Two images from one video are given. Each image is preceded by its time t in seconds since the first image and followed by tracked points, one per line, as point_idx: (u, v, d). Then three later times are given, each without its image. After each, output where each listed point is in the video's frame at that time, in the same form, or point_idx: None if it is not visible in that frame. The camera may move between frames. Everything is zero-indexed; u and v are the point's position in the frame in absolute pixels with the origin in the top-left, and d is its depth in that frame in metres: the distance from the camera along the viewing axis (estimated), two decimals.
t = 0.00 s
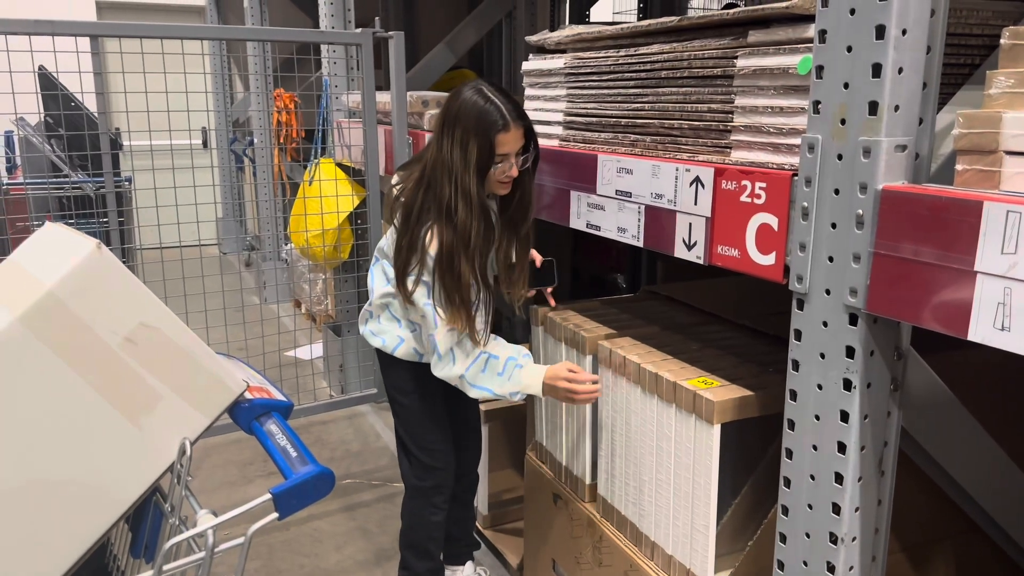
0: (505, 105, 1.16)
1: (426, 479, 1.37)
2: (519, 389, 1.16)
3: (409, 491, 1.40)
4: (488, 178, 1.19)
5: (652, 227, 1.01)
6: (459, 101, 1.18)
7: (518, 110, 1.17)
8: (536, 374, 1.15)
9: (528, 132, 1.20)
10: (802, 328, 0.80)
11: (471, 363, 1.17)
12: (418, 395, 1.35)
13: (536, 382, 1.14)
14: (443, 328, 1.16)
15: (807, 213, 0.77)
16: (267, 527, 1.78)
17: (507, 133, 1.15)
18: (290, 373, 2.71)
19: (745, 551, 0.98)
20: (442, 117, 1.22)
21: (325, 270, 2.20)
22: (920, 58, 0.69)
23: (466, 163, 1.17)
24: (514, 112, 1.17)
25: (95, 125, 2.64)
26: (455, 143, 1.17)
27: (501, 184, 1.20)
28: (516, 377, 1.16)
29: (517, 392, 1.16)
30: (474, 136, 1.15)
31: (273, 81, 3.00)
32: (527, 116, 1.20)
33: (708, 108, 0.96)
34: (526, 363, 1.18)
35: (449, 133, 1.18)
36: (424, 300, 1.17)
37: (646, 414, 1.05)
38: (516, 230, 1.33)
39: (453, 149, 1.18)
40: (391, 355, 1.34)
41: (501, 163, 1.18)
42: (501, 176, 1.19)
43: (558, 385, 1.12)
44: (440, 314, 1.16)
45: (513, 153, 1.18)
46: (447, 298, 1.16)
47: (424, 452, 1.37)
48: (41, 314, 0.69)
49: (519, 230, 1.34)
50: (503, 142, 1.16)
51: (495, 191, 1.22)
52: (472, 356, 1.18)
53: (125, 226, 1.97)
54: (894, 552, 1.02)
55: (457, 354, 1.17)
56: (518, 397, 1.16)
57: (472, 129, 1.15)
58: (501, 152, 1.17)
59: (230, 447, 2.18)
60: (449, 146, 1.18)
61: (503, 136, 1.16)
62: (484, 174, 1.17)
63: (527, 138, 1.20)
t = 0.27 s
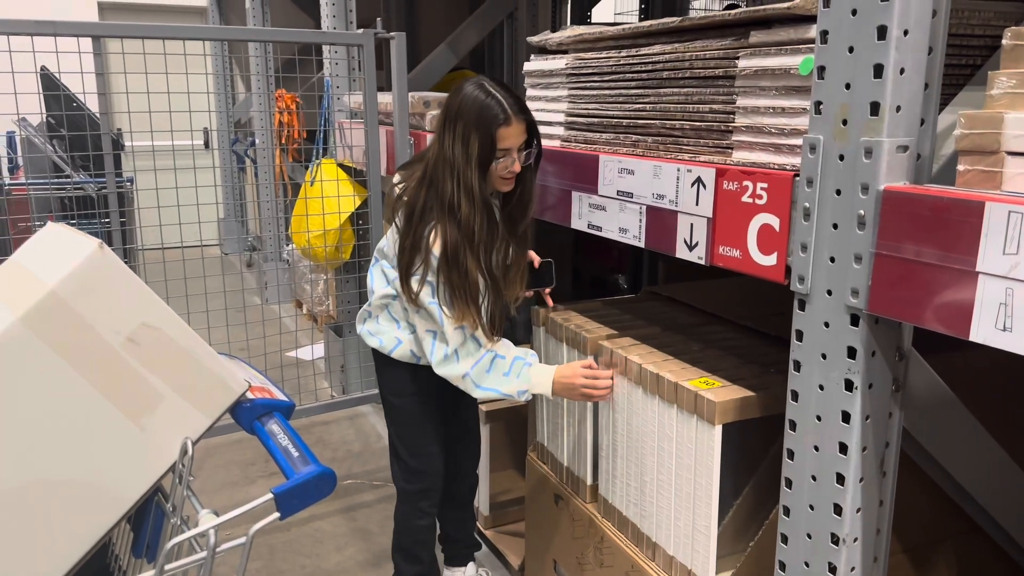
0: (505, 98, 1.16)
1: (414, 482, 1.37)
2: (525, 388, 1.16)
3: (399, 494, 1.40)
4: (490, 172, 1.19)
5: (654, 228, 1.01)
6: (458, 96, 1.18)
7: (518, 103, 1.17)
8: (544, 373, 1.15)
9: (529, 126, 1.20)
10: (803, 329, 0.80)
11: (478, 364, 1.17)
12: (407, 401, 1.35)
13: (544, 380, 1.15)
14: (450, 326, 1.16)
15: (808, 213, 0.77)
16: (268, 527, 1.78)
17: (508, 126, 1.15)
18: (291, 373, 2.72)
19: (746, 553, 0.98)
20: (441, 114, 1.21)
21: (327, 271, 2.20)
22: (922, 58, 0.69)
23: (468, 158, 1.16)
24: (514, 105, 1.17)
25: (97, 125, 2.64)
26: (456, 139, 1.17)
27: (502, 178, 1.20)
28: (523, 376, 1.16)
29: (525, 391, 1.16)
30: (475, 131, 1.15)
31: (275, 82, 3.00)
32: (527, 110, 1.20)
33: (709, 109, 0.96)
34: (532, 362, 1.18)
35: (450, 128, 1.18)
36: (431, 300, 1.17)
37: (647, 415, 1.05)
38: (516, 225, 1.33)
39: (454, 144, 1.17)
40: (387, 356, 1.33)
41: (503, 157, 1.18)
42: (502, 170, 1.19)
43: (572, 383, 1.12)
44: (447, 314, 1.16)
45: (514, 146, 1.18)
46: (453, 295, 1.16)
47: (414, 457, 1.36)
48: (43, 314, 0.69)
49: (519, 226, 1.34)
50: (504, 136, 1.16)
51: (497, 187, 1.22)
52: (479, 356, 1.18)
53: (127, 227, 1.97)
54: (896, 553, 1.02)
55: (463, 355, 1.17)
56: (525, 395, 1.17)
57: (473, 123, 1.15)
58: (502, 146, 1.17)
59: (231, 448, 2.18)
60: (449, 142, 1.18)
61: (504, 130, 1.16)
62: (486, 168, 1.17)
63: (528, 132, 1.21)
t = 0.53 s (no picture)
0: (517, 100, 1.15)
1: (406, 487, 1.37)
2: (527, 384, 1.15)
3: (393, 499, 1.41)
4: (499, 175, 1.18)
5: (655, 229, 1.01)
6: (469, 96, 1.17)
7: (529, 105, 1.16)
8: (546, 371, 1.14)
9: (540, 129, 1.19)
10: (805, 330, 0.80)
11: (477, 365, 1.17)
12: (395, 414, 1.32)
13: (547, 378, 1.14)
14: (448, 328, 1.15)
15: (810, 214, 0.77)
16: (269, 528, 1.78)
17: (521, 129, 1.14)
18: (293, 374, 2.72)
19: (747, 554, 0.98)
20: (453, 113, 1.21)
21: (328, 271, 2.19)
22: (924, 60, 0.69)
23: (477, 159, 1.16)
24: (526, 107, 1.16)
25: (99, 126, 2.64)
26: (467, 139, 1.16)
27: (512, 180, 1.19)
28: (523, 375, 1.16)
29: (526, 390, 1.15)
30: (485, 131, 1.14)
31: (277, 83, 3.01)
32: (538, 111, 1.19)
33: (711, 110, 0.96)
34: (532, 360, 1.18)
35: (460, 129, 1.17)
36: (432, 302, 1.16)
37: (648, 416, 1.05)
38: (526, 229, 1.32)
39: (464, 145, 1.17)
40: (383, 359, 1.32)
41: (514, 160, 1.17)
42: (511, 173, 1.18)
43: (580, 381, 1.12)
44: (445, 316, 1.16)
45: (524, 149, 1.17)
46: (456, 297, 1.16)
47: (404, 462, 1.36)
48: (43, 315, 0.69)
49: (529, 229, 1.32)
50: (516, 139, 1.15)
51: (506, 190, 1.21)
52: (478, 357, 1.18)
53: (128, 227, 1.97)
54: (897, 555, 1.02)
55: (462, 357, 1.17)
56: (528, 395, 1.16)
57: (484, 124, 1.14)
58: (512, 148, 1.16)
59: (232, 448, 2.18)
60: (460, 142, 1.17)
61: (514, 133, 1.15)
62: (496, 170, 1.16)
63: (539, 135, 1.19)
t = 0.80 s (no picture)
0: (525, 87, 1.16)
1: (402, 499, 1.36)
2: (541, 386, 1.15)
3: (390, 509, 1.41)
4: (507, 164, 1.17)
5: (657, 231, 1.01)
6: (475, 84, 1.16)
7: (535, 93, 1.17)
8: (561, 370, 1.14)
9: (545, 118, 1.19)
10: (807, 332, 0.80)
11: (488, 365, 1.16)
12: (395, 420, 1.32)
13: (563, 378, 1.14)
14: (457, 328, 1.14)
15: (812, 215, 0.77)
16: (270, 529, 1.78)
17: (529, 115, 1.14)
18: (295, 375, 2.72)
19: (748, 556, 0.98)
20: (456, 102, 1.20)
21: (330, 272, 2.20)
22: (926, 61, 0.69)
23: (486, 147, 1.15)
24: (533, 94, 1.16)
25: (102, 127, 2.65)
26: (476, 126, 1.15)
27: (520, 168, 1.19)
28: (537, 374, 1.15)
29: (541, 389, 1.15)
30: (495, 118, 1.13)
31: (279, 84, 3.01)
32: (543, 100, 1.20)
33: (713, 111, 0.96)
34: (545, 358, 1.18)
35: (467, 116, 1.16)
36: (433, 298, 1.14)
37: (650, 418, 1.05)
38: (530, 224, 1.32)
39: (471, 133, 1.16)
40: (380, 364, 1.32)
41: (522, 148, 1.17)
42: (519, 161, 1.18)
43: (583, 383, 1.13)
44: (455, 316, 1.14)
45: (532, 137, 1.17)
46: (464, 288, 1.15)
47: (402, 471, 1.35)
48: (46, 316, 0.69)
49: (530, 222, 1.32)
50: (524, 126, 1.15)
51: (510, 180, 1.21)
52: (489, 356, 1.17)
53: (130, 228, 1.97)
54: (899, 557, 1.02)
55: (473, 356, 1.16)
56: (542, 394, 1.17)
57: (494, 111, 1.14)
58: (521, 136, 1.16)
59: (234, 449, 2.18)
60: (467, 130, 1.16)
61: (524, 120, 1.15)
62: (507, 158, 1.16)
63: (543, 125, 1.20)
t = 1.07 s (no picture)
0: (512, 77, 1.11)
1: (384, 553, 1.24)
2: (551, 392, 1.11)
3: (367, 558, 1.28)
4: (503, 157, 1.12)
5: (660, 233, 1.01)
6: (460, 76, 1.10)
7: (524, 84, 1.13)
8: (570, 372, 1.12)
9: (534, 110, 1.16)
10: (809, 334, 0.80)
11: (498, 377, 1.11)
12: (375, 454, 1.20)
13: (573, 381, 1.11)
14: (466, 340, 1.08)
15: (815, 218, 0.77)
16: (273, 530, 1.78)
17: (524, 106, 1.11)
18: (298, 376, 2.72)
19: (750, 558, 0.98)
20: (437, 99, 1.13)
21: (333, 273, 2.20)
22: (929, 64, 0.69)
23: (482, 141, 1.09)
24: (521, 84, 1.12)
25: (106, 128, 2.65)
26: (470, 120, 1.08)
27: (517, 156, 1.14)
28: (545, 380, 1.11)
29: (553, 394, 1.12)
30: (492, 109, 1.08)
31: (282, 86, 3.01)
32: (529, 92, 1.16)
33: (716, 114, 0.97)
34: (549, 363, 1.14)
35: (456, 111, 1.09)
36: (436, 312, 1.07)
37: (652, 420, 1.05)
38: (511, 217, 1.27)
39: (464, 127, 1.09)
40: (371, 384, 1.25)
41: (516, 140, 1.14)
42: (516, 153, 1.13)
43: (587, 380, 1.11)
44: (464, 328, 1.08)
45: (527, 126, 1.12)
46: (471, 291, 1.10)
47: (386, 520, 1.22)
48: (52, 317, 0.69)
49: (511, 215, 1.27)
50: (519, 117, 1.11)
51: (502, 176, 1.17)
52: (498, 368, 1.11)
53: (134, 229, 1.98)
54: (902, 559, 1.02)
55: (482, 369, 1.11)
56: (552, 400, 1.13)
57: (488, 102, 1.08)
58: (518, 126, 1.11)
59: (237, 450, 2.18)
60: (458, 126, 1.09)
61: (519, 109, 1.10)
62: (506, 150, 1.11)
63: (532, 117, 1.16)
